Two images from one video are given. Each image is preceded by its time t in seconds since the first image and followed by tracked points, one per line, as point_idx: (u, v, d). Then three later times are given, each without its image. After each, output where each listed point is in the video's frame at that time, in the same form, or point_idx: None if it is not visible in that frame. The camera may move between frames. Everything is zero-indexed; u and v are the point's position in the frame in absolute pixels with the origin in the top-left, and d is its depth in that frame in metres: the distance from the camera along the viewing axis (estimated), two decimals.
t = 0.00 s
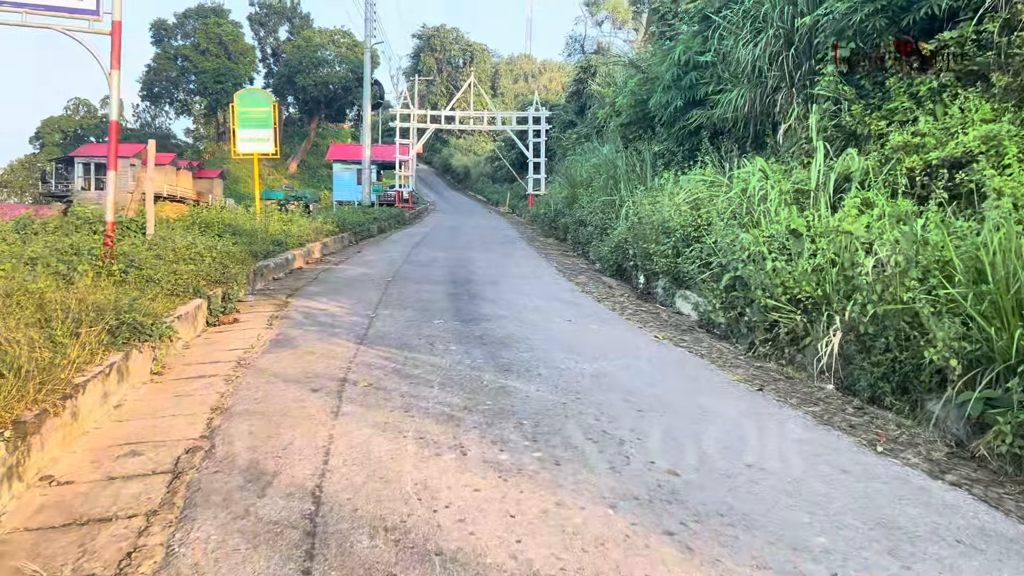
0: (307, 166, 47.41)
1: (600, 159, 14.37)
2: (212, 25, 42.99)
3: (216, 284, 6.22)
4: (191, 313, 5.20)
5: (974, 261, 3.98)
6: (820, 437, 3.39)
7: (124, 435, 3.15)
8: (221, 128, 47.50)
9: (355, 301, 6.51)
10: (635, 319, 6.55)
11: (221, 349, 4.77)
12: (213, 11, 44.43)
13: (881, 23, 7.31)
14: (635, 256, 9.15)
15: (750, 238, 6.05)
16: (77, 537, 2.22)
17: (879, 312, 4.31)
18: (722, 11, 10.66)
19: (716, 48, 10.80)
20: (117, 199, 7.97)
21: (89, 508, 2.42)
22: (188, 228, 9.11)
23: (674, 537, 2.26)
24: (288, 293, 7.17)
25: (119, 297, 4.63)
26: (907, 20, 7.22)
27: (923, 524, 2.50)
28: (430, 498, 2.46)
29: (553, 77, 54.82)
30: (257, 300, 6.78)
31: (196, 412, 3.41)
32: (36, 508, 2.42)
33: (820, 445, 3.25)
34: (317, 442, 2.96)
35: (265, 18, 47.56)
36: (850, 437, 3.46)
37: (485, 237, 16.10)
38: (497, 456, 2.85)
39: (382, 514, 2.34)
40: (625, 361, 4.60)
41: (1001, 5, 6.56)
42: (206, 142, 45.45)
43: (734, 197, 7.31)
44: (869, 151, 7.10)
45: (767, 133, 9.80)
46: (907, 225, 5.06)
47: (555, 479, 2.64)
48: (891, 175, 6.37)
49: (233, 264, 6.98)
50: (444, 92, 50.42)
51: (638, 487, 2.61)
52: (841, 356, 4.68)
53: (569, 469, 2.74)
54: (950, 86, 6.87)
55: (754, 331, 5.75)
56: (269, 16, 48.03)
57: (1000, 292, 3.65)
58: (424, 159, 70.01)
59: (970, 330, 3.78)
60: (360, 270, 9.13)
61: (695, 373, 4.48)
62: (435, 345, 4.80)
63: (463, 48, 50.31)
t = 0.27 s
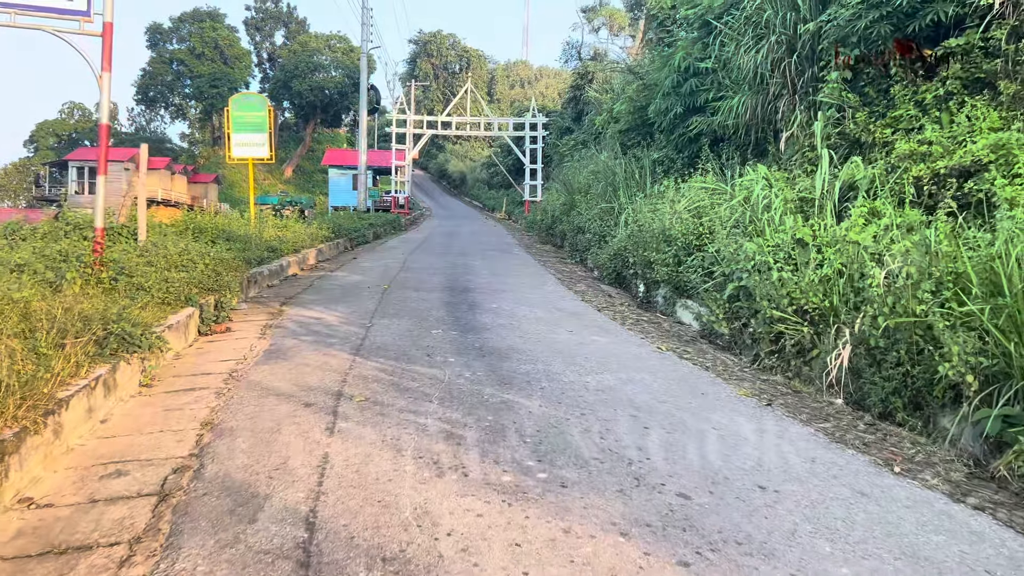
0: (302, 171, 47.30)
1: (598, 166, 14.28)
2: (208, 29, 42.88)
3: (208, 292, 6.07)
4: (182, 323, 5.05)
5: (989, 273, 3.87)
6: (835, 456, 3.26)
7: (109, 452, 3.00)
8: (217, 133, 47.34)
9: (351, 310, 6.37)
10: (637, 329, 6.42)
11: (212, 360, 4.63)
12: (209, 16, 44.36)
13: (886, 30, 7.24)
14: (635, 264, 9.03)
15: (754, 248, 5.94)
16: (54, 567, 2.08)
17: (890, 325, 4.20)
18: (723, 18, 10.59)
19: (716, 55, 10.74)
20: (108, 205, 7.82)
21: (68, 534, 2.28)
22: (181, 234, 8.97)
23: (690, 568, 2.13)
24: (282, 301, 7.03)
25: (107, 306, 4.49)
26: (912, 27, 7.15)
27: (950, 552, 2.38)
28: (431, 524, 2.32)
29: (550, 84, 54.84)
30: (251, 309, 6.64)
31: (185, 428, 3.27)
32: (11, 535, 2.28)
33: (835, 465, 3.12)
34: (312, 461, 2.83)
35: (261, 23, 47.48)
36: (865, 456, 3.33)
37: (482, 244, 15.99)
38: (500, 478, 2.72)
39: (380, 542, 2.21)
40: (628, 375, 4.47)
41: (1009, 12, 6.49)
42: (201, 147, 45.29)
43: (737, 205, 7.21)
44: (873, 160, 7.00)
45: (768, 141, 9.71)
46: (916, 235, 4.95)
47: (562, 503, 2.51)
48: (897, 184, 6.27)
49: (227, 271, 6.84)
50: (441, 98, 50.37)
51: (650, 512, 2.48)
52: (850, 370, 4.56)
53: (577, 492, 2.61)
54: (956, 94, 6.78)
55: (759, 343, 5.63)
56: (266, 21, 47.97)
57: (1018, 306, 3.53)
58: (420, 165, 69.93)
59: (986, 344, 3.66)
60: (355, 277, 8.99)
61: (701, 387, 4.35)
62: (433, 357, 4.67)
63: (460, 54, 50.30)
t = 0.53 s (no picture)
0: (296, 175, 47.12)
1: (595, 169, 14.16)
2: (202, 33, 42.70)
3: (198, 297, 5.91)
4: (171, 329, 4.89)
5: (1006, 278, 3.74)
6: (851, 469, 3.12)
7: (90, 466, 2.84)
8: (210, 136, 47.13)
9: (345, 315, 6.22)
10: (638, 335, 6.28)
11: (201, 367, 4.47)
12: (203, 19, 44.18)
13: (890, 31, 7.12)
14: (633, 269, 8.90)
15: (758, 252, 5.81)
16: None
17: (902, 332, 4.06)
18: (722, 20, 10.49)
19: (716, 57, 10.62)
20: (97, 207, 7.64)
21: (41, 557, 2.13)
22: (172, 237, 8.81)
23: None
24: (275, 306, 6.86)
25: (93, 311, 4.32)
26: (917, 28, 7.04)
27: None
28: (432, 546, 2.18)
29: (545, 88, 54.78)
30: (242, 314, 6.48)
31: (171, 440, 3.11)
32: None
33: (852, 479, 2.99)
34: (303, 476, 2.68)
35: (255, 27, 47.32)
36: (882, 469, 3.19)
37: (478, 248, 15.85)
38: (503, 494, 2.57)
39: (376, 566, 2.06)
40: (632, 382, 4.32)
41: (1015, 12, 6.38)
42: (195, 150, 45.06)
43: (738, 209, 7.08)
44: (877, 163, 6.88)
45: (768, 144, 9.60)
46: (926, 239, 4.82)
47: (569, 523, 2.37)
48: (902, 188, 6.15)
49: (218, 275, 6.68)
50: (436, 102, 50.25)
51: (663, 532, 2.34)
52: (861, 378, 4.42)
53: (584, 510, 2.47)
54: (961, 96, 6.67)
55: (764, 349, 5.50)
56: (260, 24, 47.80)
57: None
58: (415, 169, 69.77)
59: (1004, 352, 3.53)
60: (350, 281, 8.84)
61: (707, 395, 4.21)
62: (431, 364, 4.52)
63: (455, 58, 50.21)
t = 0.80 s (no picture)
0: (300, 182, 47.09)
1: (601, 174, 14.00)
2: (206, 41, 42.73)
3: (196, 310, 5.74)
4: (168, 344, 4.73)
5: None
6: (882, 492, 2.94)
7: (75, 496, 2.68)
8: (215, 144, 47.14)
9: (348, 327, 6.05)
10: (649, 345, 6.09)
11: (198, 384, 4.30)
12: (207, 28, 44.23)
13: (904, 31, 6.95)
14: (642, 276, 8.73)
15: (773, 259, 5.64)
16: None
17: (929, 344, 3.88)
18: (730, 22, 10.33)
19: (724, 60, 10.47)
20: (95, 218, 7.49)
21: None
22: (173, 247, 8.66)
23: None
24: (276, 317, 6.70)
25: (85, 327, 4.16)
26: (931, 28, 6.86)
27: None
28: None
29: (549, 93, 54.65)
30: (243, 326, 6.32)
31: (162, 466, 2.94)
32: None
33: (885, 503, 2.81)
34: (301, 506, 2.51)
35: (259, 35, 47.37)
36: (915, 490, 3.01)
37: (483, 255, 15.69)
38: (514, 526, 2.39)
39: None
40: (646, 397, 4.15)
41: None
42: (199, 159, 45.06)
43: (751, 215, 6.91)
44: (893, 166, 6.70)
45: (778, 147, 9.43)
46: (949, 245, 4.64)
47: (586, 559, 2.19)
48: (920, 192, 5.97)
49: (218, 286, 6.52)
50: (439, 108, 50.16)
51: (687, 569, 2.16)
52: (885, 391, 4.24)
53: (602, 543, 2.30)
54: (978, 97, 6.49)
55: (780, 360, 5.32)
56: (264, 32, 47.83)
57: None
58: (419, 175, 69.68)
59: None
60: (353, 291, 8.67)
61: (725, 411, 4.03)
62: (436, 379, 4.34)
63: (458, 65, 50.16)
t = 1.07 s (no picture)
0: (316, 189, 47.23)
1: (618, 178, 13.82)
2: (222, 50, 42.97)
3: (210, 319, 5.62)
4: (181, 355, 4.61)
5: None
6: (935, 512, 2.75)
7: (80, 518, 2.54)
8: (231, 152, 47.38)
9: (364, 336, 5.91)
10: (674, 353, 5.91)
11: (211, 397, 4.17)
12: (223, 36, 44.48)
13: (935, 28, 6.74)
14: (664, 281, 8.55)
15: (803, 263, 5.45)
16: None
17: (975, 352, 3.68)
18: (751, 22, 10.14)
19: (744, 61, 10.29)
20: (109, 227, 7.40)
21: None
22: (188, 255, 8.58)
23: None
24: (291, 326, 6.58)
25: (96, 338, 4.05)
26: (963, 25, 6.65)
27: None
28: None
29: (564, 98, 54.52)
30: (258, 334, 6.20)
31: (172, 485, 2.81)
32: None
33: (940, 525, 2.62)
34: (318, 531, 2.36)
35: (275, 43, 47.59)
36: (970, 510, 2.82)
37: (499, 260, 15.55)
38: (545, 554, 2.24)
39: None
40: (675, 409, 3.97)
41: None
42: (216, 167, 45.30)
43: (777, 218, 6.72)
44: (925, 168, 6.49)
45: (802, 149, 9.23)
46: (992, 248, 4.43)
47: None
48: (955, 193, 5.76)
49: (232, 295, 6.41)
50: (454, 114, 50.16)
51: None
52: (927, 402, 4.04)
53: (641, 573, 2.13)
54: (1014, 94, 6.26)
55: (813, 369, 5.12)
56: (279, 40, 48.05)
57: None
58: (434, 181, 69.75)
59: None
60: (370, 298, 8.55)
61: (758, 423, 3.85)
62: (456, 390, 4.18)
63: (472, 70, 50.16)
